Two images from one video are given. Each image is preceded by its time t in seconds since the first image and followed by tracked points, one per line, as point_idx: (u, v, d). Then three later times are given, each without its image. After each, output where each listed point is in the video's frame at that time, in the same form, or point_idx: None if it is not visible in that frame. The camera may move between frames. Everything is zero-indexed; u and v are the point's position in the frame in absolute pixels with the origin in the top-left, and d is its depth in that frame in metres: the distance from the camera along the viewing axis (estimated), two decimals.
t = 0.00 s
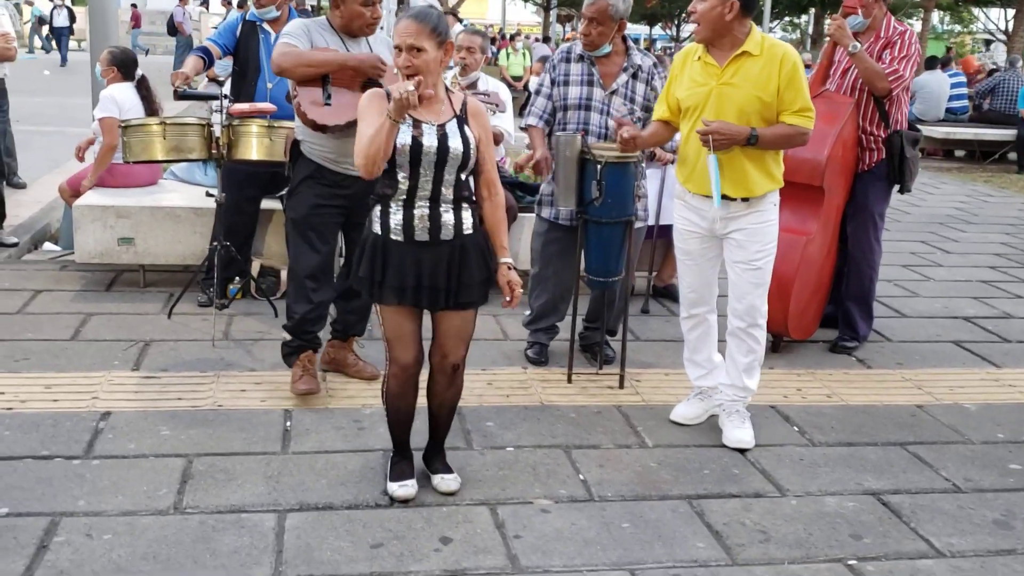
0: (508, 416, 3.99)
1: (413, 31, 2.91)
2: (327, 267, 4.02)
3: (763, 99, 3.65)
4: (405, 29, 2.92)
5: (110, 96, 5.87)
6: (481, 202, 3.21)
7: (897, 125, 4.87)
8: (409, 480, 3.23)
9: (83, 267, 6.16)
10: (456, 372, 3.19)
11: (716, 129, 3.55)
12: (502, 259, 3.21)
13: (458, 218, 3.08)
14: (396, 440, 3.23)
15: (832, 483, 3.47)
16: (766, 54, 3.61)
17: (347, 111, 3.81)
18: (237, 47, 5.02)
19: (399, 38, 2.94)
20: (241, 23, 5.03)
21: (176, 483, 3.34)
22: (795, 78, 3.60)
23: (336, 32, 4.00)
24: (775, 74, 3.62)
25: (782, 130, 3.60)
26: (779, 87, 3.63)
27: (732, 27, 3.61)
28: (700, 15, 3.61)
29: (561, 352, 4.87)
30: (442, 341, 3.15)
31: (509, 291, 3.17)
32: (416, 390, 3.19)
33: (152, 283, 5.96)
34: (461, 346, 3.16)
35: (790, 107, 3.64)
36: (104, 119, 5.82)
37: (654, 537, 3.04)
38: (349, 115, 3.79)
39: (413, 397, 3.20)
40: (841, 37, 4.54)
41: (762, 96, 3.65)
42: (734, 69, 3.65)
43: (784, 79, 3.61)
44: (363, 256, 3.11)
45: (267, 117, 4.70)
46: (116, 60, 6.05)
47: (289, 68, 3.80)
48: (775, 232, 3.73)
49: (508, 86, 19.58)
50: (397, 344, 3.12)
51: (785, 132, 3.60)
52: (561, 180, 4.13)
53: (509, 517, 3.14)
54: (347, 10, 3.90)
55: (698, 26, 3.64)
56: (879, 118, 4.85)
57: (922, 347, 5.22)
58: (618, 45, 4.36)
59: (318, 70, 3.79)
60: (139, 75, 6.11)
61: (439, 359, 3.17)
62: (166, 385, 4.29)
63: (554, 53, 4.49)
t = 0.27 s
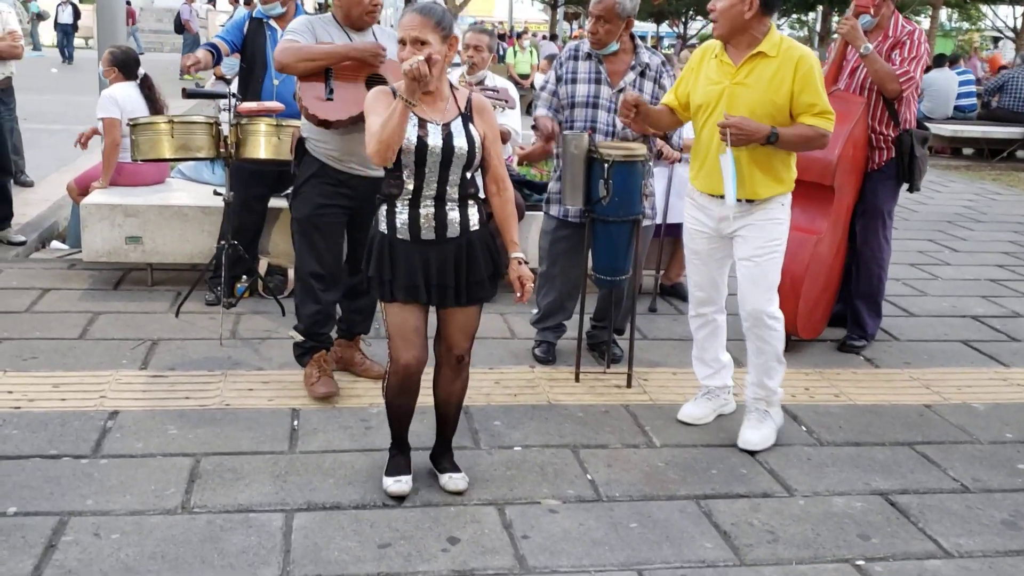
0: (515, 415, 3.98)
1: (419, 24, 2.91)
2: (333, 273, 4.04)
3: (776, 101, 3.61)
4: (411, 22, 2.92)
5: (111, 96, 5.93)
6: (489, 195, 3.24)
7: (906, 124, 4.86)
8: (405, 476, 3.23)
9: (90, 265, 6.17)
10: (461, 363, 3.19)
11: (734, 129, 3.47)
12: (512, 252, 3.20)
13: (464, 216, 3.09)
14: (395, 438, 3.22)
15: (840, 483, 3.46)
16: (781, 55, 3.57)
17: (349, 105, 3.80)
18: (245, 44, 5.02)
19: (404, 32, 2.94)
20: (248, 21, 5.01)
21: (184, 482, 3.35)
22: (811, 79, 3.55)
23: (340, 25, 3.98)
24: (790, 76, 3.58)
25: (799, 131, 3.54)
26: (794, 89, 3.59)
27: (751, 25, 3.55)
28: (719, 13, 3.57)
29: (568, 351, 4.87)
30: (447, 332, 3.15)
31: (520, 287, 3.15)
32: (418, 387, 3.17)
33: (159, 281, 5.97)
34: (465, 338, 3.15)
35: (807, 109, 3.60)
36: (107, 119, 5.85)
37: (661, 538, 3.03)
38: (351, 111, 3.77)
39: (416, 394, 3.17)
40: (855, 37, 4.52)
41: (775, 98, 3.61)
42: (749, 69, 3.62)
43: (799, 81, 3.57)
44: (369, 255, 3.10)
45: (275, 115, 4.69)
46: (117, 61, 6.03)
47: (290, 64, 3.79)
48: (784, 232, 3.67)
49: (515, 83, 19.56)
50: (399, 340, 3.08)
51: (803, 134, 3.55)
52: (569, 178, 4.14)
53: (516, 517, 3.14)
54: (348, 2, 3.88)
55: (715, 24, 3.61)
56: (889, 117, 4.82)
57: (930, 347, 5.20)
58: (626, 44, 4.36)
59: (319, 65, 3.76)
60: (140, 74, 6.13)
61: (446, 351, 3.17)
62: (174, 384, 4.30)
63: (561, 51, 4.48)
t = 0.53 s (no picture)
0: (523, 420, 3.98)
1: (429, 39, 2.93)
2: (338, 281, 4.00)
3: (799, 109, 3.51)
4: (418, 36, 2.93)
5: (117, 101, 5.95)
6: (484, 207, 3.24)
7: (917, 128, 4.82)
8: (408, 482, 3.25)
9: (99, 270, 6.20)
10: (465, 383, 3.18)
11: (748, 143, 3.45)
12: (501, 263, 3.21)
13: (462, 223, 3.09)
14: (397, 443, 3.25)
15: (849, 488, 3.45)
16: (806, 61, 3.47)
17: (346, 110, 3.80)
18: (251, 52, 5.05)
19: (410, 43, 2.95)
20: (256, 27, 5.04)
21: (193, 487, 3.35)
22: (836, 89, 3.45)
23: (341, 32, 3.98)
24: (815, 84, 3.48)
25: (818, 146, 3.48)
26: (818, 98, 3.48)
27: (778, 29, 3.49)
28: (747, 18, 3.51)
29: (575, 355, 4.86)
30: (448, 347, 3.14)
31: (514, 295, 3.15)
32: (415, 393, 3.21)
33: (168, 286, 5.99)
34: (468, 356, 3.14)
35: (831, 121, 3.49)
36: (111, 124, 5.89)
37: (669, 543, 3.03)
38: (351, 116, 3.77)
39: (413, 401, 3.20)
40: (864, 41, 4.48)
41: (798, 106, 3.52)
42: (773, 75, 3.54)
43: (824, 90, 3.47)
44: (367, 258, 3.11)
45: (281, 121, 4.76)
46: (122, 66, 6.08)
47: (288, 66, 3.81)
48: (804, 245, 3.59)
49: (523, 88, 19.57)
50: (395, 347, 3.13)
51: (821, 149, 3.48)
52: (576, 183, 4.13)
53: (524, 522, 3.14)
54: (352, 11, 3.87)
55: (743, 26, 3.55)
56: (899, 120, 4.79)
57: (939, 351, 5.18)
58: (634, 48, 4.36)
59: (318, 68, 3.79)
60: (145, 79, 6.15)
61: (447, 368, 3.16)
62: (182, 388, 4.31)
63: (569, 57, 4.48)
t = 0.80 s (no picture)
0: (538, 425, 3.97)
1: (443, 37, 2.94)
2: (344, 287, 3.98)
3: (836, 112, 3.47)
4: (432, 36, 2.94)
5: (131, 105, 5.97)
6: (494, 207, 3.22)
7: (935, 132, 4.79)
8: (421, 487, 3.25)
9: (117, 273, 6.23)
10: (475, 387, 3.16)
11: (781, 143, 3.41)
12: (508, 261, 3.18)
13: (468, 227, 3.06)
14: (412, 448, 3.26)
15: (866, 495, 3.42)
16: (844, 64, 3.43)
17: (358, 119, 3.81)
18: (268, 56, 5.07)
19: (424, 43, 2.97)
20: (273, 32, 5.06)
21: (208, 490, 3.36)
22: (873, 93, 3.40)
23: (351, 37, 3.97)
24: (853, 87, 3.43)
25: (857, 148, 3.41)
26: (856, 101, 3.44)
27: (820, 32, 3.45)
28: (787, 19, 3.48)
29: (591, 360, 4.85)
30: (458, 351, 3.13)
31: (513, 294, 3.16)
32: (428, 396, 3.21)
33: (185, 290, 6.01)
34: (478, 361, 3.12)
35: (869, 124, 3.43)
36: (126, 128, 5.91)
37: (685, 549, 3.01)
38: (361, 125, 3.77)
39: (425, 405, 3.20)
40: (882, 45, 4.46)
41: (834, 109, 3.47)
42: (811, 77, 3.50)
43: (862, 93, 3.42)
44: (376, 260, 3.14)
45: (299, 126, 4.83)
46: (136, 71, 6.12)
47: (298, 75, 3.78)
48: (839, 254, 3.53)
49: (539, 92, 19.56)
50: (406, 349, 3.13)
51: (860, 151, 3.41)
52: (591, 185, 4.13)
53: (538, 527, 3.13)
54: (365, 15, 3.85)
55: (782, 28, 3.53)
56: (917, 126, 4.77)
57: (958, 357, 5.13)
58: (651, 52, 4.34)
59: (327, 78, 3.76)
60: (161, 83, 6.18)
61: (458, 374, 3.15)
62: (198, 392, 4.32)
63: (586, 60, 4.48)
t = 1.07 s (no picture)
0: (540, 434, 3.97)
1: (451, 43, 2.99)
2: (345, 297, 3.96)
3: (841, 125, 3.46)
4: (440, 42, 2.99)
5: (134, 115, 5.99)
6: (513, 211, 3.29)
7: (938, 141, 4.80)
8: (423, 497, 3.24)
9: (120, 282, 6.24)
10: (485, 390, 3.17)
11: (779, 155, 3.43)
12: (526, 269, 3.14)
13: (487, 236, 3.06)
14: (416, 458, 3.23)
15: (869, 505, 3.41)
16: (852, 77, 3.43)
17: (363, 131, 3.83)
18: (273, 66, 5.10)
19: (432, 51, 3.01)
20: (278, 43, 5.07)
21: (210, 500, 3.36)
22: (878, 108, 3.38)
23: (349, 49, 3.98)
24: (857, 101, 3.42)
25: (855, 164, 3.40)
26: (861, 116, 3.42)
27: (828, 45, 3.46)
28: (797, 31, 3.51)
29: (594, 369, 4.84)
30: (470, 358, 3.14)
31: (531, 303, 3.11)
32: (439, 409, 3.17)
33: (188, 299, 6.02)
34: (489, 364, 3.14)
35: (871, 139, 3.41)
36: (130, 137, 5.90)
37: (686, 559, 3.00)
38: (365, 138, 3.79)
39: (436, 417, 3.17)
40: (883, 54, 4.43)
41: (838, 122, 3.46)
42: (819, 89, 3.52)
43: (867, 108, 3.40)
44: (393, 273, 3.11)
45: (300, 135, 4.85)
46: (139, 81, 6.14)
47: (302, 89, 3.77)
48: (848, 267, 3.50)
49: (542, 100, 19.58)
50: (419, 362, 3.09)
51: (859, 166, 3.40)
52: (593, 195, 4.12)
53: (540, 537, 3.12)
54: (366, 28, 3.85)
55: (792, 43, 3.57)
56: (920, 135, 4.77)
57: (962, 366, 5.12)
58: (655, 62, 4.36)
59: (332, 91, 3.77)
60: (164, 92, 6.19)
61: (468, 377, 3.16)
62: (200, 401, 4.32)
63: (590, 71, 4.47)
